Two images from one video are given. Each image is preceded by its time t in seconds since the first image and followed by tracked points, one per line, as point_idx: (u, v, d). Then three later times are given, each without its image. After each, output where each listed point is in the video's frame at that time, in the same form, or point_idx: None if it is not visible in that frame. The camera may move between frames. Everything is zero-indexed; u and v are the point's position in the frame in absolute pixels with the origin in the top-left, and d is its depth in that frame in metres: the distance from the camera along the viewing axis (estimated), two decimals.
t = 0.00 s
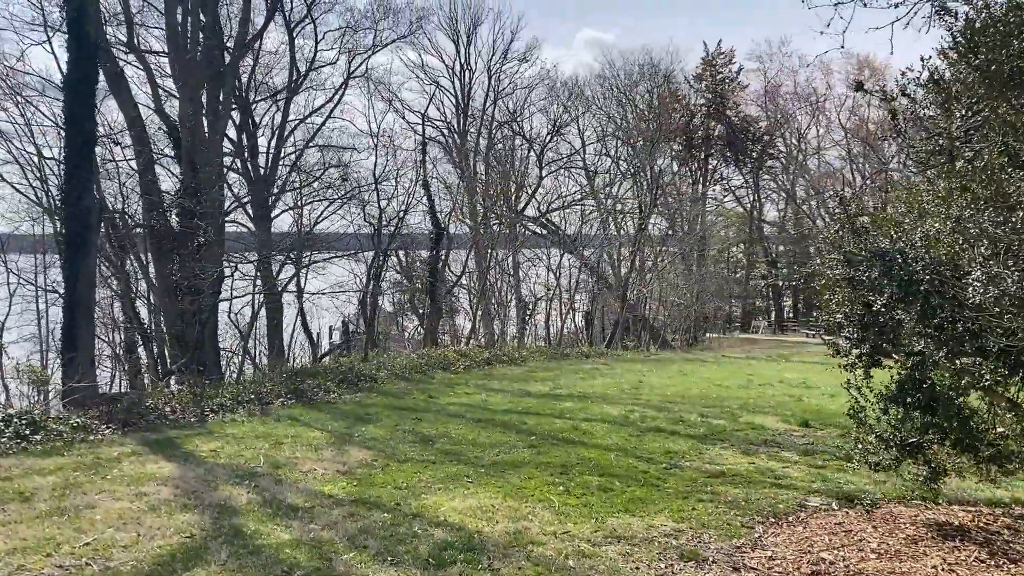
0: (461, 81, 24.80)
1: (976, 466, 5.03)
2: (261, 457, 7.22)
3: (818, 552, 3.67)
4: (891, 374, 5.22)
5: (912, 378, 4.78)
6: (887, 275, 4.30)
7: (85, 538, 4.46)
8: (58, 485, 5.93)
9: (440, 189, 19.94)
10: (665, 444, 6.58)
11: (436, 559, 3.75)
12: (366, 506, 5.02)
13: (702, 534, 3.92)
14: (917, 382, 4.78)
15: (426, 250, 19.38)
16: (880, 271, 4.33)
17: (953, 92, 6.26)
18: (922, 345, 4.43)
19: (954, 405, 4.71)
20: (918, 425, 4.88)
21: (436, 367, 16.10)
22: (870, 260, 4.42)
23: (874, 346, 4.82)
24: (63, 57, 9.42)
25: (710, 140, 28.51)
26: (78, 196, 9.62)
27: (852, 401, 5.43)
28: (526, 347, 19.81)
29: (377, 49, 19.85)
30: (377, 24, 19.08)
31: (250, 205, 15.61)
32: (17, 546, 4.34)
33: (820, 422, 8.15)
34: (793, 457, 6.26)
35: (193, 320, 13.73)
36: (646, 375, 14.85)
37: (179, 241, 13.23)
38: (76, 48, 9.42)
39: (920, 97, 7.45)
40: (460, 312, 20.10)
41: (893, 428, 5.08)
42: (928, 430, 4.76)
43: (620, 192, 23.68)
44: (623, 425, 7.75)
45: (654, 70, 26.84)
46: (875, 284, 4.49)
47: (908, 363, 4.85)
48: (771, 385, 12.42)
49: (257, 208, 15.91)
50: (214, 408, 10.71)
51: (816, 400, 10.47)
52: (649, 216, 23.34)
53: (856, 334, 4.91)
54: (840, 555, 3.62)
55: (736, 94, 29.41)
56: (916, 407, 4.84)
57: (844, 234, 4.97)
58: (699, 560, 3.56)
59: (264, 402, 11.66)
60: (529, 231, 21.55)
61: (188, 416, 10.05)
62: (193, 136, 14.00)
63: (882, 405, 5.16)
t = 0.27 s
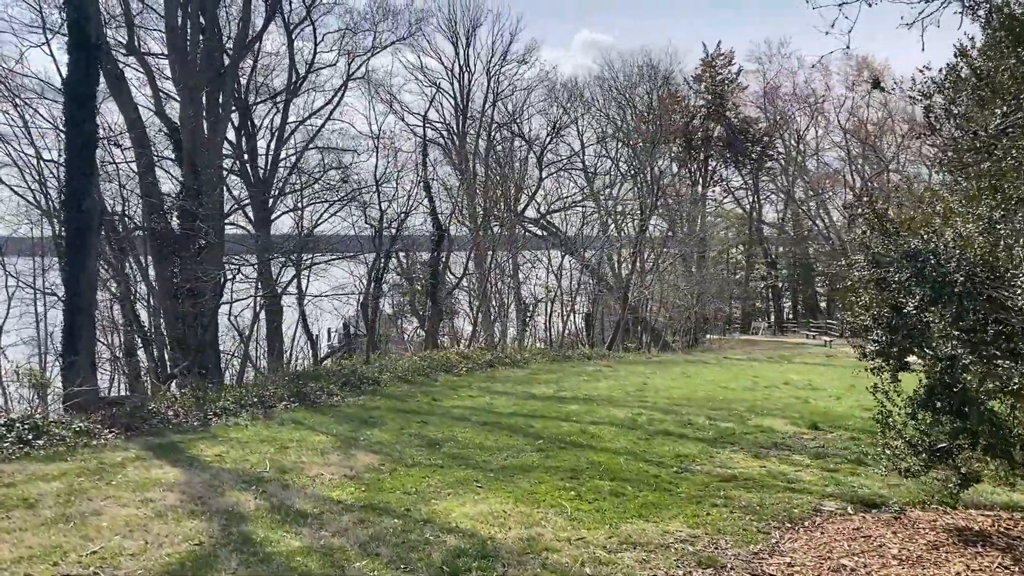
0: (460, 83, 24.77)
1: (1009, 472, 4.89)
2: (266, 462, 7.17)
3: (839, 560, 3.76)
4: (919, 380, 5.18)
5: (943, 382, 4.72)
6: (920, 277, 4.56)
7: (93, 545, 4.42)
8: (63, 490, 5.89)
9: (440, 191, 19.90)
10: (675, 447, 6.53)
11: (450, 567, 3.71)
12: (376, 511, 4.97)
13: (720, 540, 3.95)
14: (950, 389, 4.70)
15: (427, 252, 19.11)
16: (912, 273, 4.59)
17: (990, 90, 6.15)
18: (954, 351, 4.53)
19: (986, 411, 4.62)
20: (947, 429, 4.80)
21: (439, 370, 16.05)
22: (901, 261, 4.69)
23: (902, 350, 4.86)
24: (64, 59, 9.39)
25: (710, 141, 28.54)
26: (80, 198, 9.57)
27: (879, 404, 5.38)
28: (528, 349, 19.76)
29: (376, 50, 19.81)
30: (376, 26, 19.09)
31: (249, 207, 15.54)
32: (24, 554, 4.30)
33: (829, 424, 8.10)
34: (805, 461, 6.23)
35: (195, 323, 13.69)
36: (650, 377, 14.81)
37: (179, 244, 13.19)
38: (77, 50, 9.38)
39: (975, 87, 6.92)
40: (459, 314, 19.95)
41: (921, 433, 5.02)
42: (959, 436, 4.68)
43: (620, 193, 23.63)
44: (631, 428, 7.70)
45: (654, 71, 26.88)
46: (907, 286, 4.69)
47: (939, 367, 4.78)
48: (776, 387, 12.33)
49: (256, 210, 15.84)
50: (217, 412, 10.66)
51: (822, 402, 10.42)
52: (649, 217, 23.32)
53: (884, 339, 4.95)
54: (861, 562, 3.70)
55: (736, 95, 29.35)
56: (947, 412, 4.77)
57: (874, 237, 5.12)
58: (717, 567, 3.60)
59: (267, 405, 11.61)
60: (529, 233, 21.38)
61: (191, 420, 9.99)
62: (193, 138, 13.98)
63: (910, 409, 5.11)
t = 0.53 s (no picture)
0: (466, 84, 24.76)
1: None
2: (280, 464, 7.17)
3: (865, 564, 3.82)
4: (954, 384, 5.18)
5: (977, 384, 4.68)
6: (958, 276, 4.52)
7: (108, 550, 4.43)
8: (79, 493, 5.90)
9: (448, 192, 19.87)
10: (691, 450, 6.49)
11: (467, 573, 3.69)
12: (393, 515, 4.95)
13: (742, 545, 4.01)
14: (984, 391, 4.67)
15: (435, 254, 19.11)
16: (949, 272, 4.56)
17: None
18: (992, 352, 4.42)
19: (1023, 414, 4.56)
20: (984, 432, 4.77)
21: (448, 371, 16.03)
22: (939, 261, 4.65)
23: (938, 348, 4.76)
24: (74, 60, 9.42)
25: (717, 142, 28.45)
26: (89, 200, 9.58)
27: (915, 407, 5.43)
28: (538, 351, 19.71)
29: (382, 53, 19.84)
30: (382, 27, 19.12)
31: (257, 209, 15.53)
32: (40, 558, 4.31)
33: (846, 427, 8.03)
34: (823, 463, 6.18)
35: (204, 325, 13.71)
36: (662, 379, 14.73)
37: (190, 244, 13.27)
38: (86, 51, 9.40)
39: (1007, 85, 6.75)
40: (465, 315, 19.88)
41: (956, 436, 5.02)
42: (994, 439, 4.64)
43: (627, 194, 23.50)
44: (646, 430, 7.66)
45: (660, 72, 26.83)
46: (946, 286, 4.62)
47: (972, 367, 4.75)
48: (790, 389, 12.22)
49: (263, 212, 15.82)
50: (228, 414, 10.66)
51: (837, 405, 10.33)
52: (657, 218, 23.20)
53: (919, 339, 4.90)
54: (888, 568, 3.76)
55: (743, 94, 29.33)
56: (980, 415, 4.73)
57: (910, 238, 5.27)
58: (741, 573, 3.66)
59: (279, 407, 11.63)
60: (536, 235, 21.25)
61: (202, 422, 10.00)
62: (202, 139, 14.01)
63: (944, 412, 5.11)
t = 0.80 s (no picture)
0: (482, 86, 24.81)
1: None
2: (304, 465, 7.25)
3: (898, 568, 3.82)
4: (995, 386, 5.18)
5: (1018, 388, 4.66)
6: (1002, 279, 4.36)
7: (143, 550, 4.53)
8: (108, 492, 6.02)
9: (465, 194, 19.92)
10: (716, 452, 6.48)
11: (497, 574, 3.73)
12: (420, 516, 5.00)
13: (773, 548, 4.02)
14: None
15: (452, 255, 18.88)
16: (994, 274, 4.40)
17: None
18: None
19: None
20: None
21: (467, 373, 16.08)
22: (980, 263, 4.50)
23: (978, 352, 4.84)
24: (98, 65, 9.57)
25: (734, 143, 28.28)
26: (112, 203, 9.73)
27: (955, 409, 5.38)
28: (555, 352, 19.71)
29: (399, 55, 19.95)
30: (400, 29, 19.24)
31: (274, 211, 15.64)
32: (75, 557, 4.41)
33: (870, 429, 7.97)
34: (849, 466, 6.15)
35: (226, 326, 13.88)
36: (682, 382, 14.66)
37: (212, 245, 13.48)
38: (110, 57, 9.55)
39: None
40: (481, 317, 20.12)
41: (997, 439, 4.96)
42: None
43: (644, 196, 23.35)
44: (668, 433, 7.65)
45: (677, 73, 26.73)
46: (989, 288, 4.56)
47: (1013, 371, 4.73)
48: (812, 391, 12.10)
49: (281, 214, 15.92)
50: (251, 415, 10.80)
51: (860, 407, 10.24)
52: (674, 220, 23.08)
53: (960, 340, 4.95)
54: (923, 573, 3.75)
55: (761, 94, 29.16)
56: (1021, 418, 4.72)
57: (951, 238, 5.27)
58: None
59: (300, 408, 11.76)
60: (552, 237, 21.25)
61: (225, 423, 10.12)
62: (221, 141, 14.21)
63: (983, 415, 5.07)
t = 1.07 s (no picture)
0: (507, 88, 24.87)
1: None
2: (336, 466, 7.36)
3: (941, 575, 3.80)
4: None
5: None
6: None
7: (187, 549, 4.66)
8: (148, 491, 6.18)
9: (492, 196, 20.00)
10: (748, 456, 6.46)
11: None
12: (456, 518, 5.07)
13: (812, 553, 4.02)
14: None
15: (478, 256, 18.98)
16: None
17: None
18: None
19: None
20: None
21: (493, 374, 16.17)
22: None
23: None
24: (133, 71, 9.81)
25: (760, 144, 28.04)
26: (146, 206, 9.96)
27: (1001, 414, 5.29)
28: (581, 354, 19.70)
29: (424, 58, 20.11)
30: (426, 32, 19.39)
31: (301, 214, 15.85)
32: (122, 555, 4.56)
33: (904, 434, 7.86)
34: (884, 471, 6.08)
35: (256, 327, 14.12)
36: (709, 385, 14.58)
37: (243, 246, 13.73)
38: (144, 63, 9.78)
39: None
40: (504, 318, 20.06)
41: None
42: None
43: (669, 198, 23.25)
44: (700, 436, 7.64)
45: (702, 73, 26.58)
46: None
47: None
48: (843, 396, 11.93)
49: (308, 217, 16.14)
50: (283, 415, 10.99)
51: (892, 411, 10.08)
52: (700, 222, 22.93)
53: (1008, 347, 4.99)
54: None
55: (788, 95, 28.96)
56: None
57: (1002, 242, 5.19)
58: None
59: (331, 408, 11.94)
60: (577, 239, 21.26)
61: (257, 423, 10.31)
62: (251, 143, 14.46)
63: None
